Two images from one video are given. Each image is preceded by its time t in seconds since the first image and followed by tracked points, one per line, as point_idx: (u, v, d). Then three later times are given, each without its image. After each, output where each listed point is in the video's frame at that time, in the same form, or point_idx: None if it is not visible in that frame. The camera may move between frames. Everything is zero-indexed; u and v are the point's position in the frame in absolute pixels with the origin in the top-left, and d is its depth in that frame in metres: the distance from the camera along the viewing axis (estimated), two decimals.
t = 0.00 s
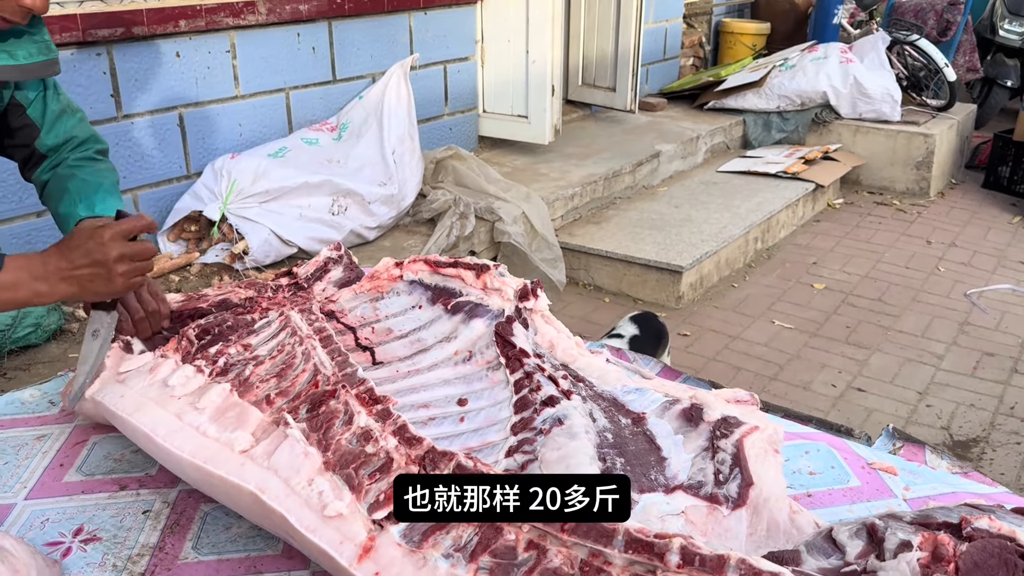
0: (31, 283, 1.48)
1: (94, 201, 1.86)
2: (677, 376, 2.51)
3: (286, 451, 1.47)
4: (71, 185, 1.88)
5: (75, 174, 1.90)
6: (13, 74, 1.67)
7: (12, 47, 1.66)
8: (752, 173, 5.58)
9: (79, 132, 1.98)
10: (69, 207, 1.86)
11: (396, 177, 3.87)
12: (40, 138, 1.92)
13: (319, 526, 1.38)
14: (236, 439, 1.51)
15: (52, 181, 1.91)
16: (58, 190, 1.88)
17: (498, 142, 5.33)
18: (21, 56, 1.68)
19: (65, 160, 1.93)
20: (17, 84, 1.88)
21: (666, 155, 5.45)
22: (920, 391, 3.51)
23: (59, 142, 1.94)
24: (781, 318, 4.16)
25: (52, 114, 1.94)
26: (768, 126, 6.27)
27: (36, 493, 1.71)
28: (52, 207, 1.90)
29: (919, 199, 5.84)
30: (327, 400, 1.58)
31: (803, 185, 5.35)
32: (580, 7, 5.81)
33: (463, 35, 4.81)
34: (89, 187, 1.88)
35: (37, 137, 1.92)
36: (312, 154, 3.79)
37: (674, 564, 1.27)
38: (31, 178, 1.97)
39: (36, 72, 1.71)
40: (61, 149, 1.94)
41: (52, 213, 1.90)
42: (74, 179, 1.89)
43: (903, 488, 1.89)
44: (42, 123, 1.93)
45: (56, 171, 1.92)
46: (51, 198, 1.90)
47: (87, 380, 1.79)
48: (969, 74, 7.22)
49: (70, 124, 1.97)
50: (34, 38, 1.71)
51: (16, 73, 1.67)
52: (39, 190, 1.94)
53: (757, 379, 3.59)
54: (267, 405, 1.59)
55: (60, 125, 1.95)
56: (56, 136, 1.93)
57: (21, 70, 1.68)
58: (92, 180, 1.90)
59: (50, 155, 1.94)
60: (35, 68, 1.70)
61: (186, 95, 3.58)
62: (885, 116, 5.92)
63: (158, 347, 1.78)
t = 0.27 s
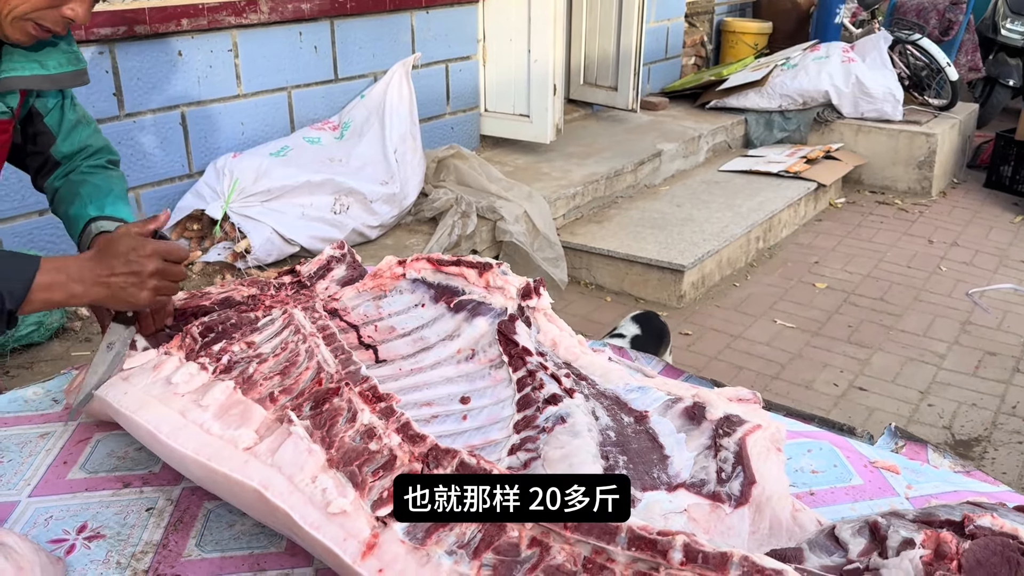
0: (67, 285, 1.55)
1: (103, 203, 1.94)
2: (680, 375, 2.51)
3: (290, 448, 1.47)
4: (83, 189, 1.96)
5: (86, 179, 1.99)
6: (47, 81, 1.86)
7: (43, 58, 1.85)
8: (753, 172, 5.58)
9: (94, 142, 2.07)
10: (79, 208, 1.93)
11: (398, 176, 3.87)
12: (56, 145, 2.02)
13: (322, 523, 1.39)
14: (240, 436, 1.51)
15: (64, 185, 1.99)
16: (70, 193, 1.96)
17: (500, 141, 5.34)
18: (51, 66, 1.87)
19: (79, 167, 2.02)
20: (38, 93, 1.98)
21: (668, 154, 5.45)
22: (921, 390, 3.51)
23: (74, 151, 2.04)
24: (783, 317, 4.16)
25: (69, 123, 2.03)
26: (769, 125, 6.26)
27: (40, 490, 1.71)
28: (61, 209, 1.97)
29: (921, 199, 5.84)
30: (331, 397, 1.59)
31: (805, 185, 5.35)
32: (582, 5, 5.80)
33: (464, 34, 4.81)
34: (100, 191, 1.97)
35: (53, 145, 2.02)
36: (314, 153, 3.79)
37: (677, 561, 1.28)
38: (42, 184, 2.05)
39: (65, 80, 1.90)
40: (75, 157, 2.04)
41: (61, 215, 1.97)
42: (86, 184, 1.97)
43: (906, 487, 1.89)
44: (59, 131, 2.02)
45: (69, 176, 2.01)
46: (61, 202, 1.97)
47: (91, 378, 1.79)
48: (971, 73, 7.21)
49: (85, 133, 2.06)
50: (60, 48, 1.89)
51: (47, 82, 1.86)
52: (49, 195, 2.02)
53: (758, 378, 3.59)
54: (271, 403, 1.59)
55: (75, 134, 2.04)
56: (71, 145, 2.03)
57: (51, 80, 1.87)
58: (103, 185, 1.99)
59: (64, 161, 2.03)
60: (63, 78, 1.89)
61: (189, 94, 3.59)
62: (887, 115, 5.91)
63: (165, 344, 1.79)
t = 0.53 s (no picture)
0: (101, 296, 1.63)
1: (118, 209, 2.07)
2: (681, 374, 2.51)
3: (291, 447, 1.47)
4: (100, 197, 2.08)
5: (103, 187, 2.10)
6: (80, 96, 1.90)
7: (78, 71, 1.89)
8: (755, 171, 5.57)
9: (115, 153, 2.17)
10: (95, 213, 2.06)
11: (399, 175, 3.86)
12: (79, 155, 2.12)
13: (323, 522, 1.38)
14: (240, 435, 1.51)
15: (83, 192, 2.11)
16: (88, 199, 2.09)
17: (501, 140, 5.33)
18: (85, 80, 1.90)
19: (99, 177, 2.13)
20: (65, 105, 2.07)
21: (669, 153, 5.44)
22: (923, 390, 3.51)
23: (95, 160, 2.14)
24: (784, 317, 4.16)
25: (92, 134, 2.13)
26: (771, 124, 6.24)
27: (40, 490, 1.71)
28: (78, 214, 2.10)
29: (922, 198, 5.83)
30: (331, 397, 1.58)
31: (807, 184, 5.34)
32: (583, 5, 5.80)
33: (465, 33, 4.80)
34: (116, 199, 2.09)
35: (76, 154, 2.12)
36: (315, 152, 3.79)
37: (678, 561, 1.27)
38: (63, 190, 2.17)
39: (97, 94, 1.93)
40: (95, 166, 2.14)
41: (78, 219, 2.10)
42: (104, 192, 2.09)
43: (907, 487, 1.89)
44: (82, 141, 2.12)
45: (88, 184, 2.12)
46: (79, 209, 2.10)
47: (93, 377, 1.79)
48: (973, 72, 7.20)
49: (107, 145, 2.15)
50: (94, 62, 1.92)
51: (80, 95, 1.90)
52: (68, 201, 2.14)
53: (760, 377, 3.59)
54: (271, 402, 1.59)
55: (97, 145, 2.14)
56: (93, 155, 2.13)
57: (85, 93, 1.91)
58: (119, 193, 2.10)
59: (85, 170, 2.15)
60: (97, 91, 1.93)
61: (189, 92, 3.58)
62: (889, 114, 5.90)
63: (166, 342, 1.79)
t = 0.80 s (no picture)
0: (144, 298, 1.74)
1: (128, 213, 2.15)
2: (682, 374, 2.50)
3: (291, 445, 1.47)
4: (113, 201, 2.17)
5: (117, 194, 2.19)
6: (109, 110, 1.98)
7: (108, 86, 1.97)
8: (756, 170, 5.57)
9: (135, 167, 2.25)
10: (107, 215, 2.14)
11: (400, 174, 3.86)
12: (99, 165, 2.20)
13: (323, 520, 1.38)
14: (241, 432, 1.51)
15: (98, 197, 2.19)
16: (101, 203, 2.17)
17: (502, 139, 5.33)
18: (114, 94, 1.98)
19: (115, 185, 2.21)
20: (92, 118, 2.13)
21: (671, 152, 5.44)
22: (924, 390, 3.50)
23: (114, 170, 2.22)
24: (785, 316, 4.15)
25: (114, 145, 2.20)
26: (773, 124, 6.22)
27: (40, 489, 1.71)
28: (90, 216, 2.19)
29: (924, 198, 5.82)
30: (332, 395, 1.58)
31: (808, 183, 5.33)
32: (584, 3, 5.79)
33: (467, 32, 4.80)
34: (128, 204, 2.17)
35: (96, 164, 2.19)
36: (316, 151, 3.78)
37: (678, 561, 1.27)
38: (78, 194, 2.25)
39: (126, 107, 2.02)
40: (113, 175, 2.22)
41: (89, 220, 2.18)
42: (118, 199, 2.17)
43: (909, 487, 1.88)
44: (103, 152, 2.19)
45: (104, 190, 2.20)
46: (92, 214, 2.18)
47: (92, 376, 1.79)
48: (975, 71, 7.19)
49: (127, 157, 2.24)
50: (124, 77, 2.00)
51: (110, 109, 1.98)
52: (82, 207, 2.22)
53: (761, 377, 3.59)
54: (272, 400, 1.59)
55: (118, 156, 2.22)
56: (113, 165, 2.21)
57: (114, 106, 1.98)
58: (132, 200, 2.19)
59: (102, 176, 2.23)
60: (125, 104, 2.01)
61: (191, 91, 3.58)
62: (891, 114, 5.90)
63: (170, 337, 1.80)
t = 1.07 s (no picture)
0: (185, 282, 1.80)
1: (138, 219, 2.19)
2: (684, 373, 2.50)
3: (294, 444, 1.47)
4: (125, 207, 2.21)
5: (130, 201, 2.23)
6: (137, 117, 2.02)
7: (137, 92, 2.01)
8: (758, 170, 5.56)
9: (151, 177, 2.29)
10: (117, 218, 2.18)
11: (402, 174, 3.86)
12: (119, 173, 2.23)
13: (325, 519, 1.38)
14: (244, 431, 1.51)
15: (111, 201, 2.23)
16: (113, 207, 2.22)
17: (503, 139, 5.33)
18: (143, 98, 2.02)
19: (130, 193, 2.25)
20: (120, 126, 2.17)
21: (672, 152, 5.44)
22: (926, 389, 3.50)
23: (132, 180, 2.26)
24: (787, 316, 4.15)
25: (136, 155, 2.25)
26: (774, 123, 6.21)
27: (43, 488, 1.71)
28: (100, 219, 2.23)
29: (926, 197, 5.82)
30: (335, 394, 1.59)
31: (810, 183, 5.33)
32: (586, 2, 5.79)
33: (468, 31, 4.80)
34: (140, 211, 2.21)
35: (116, 172, 2.23)
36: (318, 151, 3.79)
37: (680, 560, 1.27)
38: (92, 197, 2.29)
39: (155, 111, 2.05)
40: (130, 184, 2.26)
41: (99, 222, 2.22)
42: (130, 205, 2.21)
43: (912, 486, 1.88)
44: (125, 161, 2.24)
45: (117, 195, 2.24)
46: (102, 217, 2.22)
47: (95, 375, 1.79)
48: (976, 71, 7.20)
49: (146, 169, 2.28)
50: (153, 82, 2.05)
51: (139, 113, 2.02)
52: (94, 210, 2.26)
53: (763, 377, 3.59)
54: (275, 399, 1.59)
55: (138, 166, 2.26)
56: (132, 175, 2.25)
57: (143, 111, 2.02)
58: (144, 208, 2.23)
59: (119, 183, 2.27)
60: (154, 109, 2.04)
61: (193, 91, 3.59)
62: (892, 113, 5.89)
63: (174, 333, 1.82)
